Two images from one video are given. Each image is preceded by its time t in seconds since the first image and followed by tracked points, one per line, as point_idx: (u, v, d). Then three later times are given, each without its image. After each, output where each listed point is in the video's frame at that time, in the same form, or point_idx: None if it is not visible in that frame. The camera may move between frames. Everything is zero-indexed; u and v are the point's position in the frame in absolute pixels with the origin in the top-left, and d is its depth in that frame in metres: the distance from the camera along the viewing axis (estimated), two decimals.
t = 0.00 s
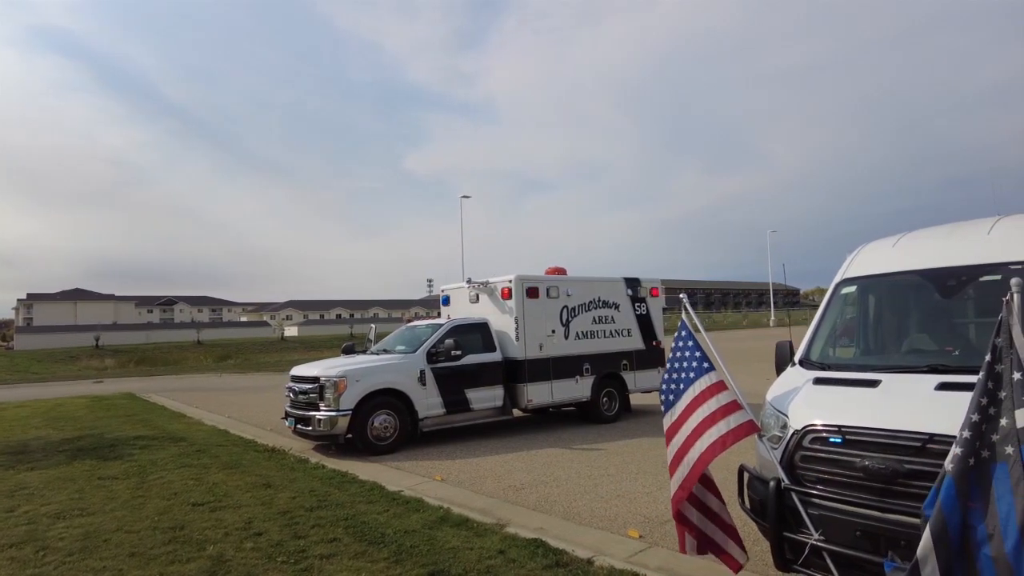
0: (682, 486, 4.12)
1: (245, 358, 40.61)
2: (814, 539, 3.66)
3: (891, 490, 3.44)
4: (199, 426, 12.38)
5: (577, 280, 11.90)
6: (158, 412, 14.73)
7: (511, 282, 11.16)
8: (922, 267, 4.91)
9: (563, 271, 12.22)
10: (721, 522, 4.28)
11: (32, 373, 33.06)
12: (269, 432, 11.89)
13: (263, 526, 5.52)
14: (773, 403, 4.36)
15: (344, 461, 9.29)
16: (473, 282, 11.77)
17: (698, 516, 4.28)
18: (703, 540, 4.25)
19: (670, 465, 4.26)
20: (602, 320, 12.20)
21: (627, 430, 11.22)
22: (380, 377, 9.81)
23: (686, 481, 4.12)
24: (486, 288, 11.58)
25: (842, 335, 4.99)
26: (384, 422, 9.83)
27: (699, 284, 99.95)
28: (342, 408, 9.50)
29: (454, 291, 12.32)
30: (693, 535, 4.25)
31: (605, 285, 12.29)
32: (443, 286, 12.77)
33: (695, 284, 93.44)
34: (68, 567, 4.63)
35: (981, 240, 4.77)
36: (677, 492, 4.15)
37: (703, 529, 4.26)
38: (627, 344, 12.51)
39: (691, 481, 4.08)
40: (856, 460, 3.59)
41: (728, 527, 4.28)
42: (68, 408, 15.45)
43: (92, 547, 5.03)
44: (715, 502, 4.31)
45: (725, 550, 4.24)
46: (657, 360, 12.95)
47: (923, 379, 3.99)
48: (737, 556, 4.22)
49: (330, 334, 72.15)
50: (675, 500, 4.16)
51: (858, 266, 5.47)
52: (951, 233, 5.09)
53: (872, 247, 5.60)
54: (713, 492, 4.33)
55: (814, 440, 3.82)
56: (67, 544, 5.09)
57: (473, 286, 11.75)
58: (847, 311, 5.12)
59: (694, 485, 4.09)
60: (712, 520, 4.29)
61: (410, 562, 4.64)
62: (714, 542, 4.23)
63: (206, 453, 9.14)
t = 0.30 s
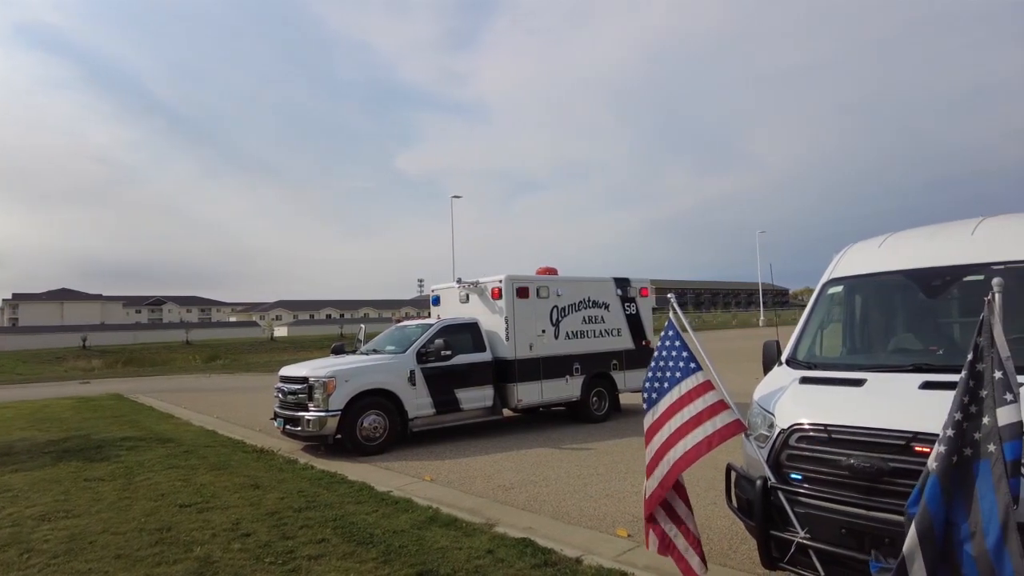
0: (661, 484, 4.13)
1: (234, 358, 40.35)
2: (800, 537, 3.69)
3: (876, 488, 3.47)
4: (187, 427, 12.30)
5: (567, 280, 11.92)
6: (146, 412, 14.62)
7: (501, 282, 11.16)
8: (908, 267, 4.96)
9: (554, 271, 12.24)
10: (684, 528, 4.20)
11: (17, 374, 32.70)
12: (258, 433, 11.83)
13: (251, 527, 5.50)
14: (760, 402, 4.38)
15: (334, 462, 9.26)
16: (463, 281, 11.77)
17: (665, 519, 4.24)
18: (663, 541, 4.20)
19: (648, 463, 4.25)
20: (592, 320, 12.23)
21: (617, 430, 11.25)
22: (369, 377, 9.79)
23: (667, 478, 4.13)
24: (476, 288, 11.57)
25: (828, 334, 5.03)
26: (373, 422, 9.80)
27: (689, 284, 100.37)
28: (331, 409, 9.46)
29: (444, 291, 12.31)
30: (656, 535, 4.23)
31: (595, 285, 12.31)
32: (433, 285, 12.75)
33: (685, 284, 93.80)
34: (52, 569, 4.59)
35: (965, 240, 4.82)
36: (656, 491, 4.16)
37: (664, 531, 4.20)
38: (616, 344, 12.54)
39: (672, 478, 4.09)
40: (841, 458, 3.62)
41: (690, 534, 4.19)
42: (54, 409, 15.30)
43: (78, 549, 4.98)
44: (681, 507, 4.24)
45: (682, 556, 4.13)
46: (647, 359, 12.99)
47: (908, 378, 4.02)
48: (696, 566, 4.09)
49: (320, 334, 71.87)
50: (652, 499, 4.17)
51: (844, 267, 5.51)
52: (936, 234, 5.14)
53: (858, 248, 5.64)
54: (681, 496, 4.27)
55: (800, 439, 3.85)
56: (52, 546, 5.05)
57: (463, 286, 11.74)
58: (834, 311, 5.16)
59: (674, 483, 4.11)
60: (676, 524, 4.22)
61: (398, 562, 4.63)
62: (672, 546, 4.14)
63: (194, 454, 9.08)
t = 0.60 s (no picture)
0: (638, 484, 4.17)
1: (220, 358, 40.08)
2: (783, 534, 3.72)
3: (858, 485, 3.51)
4: (173, 428, 12.20)
5: (555, 280, 11.94)
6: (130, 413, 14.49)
7: (489, 281, 11.16)
8: (890, 267, 5.01)
9: (542, 271, 12.26)
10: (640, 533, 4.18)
11: None
12: (244, 434, 11.76)
13: (237, 528, 5.47)
14: (744, 401, 4.41)
15: (320, 462, 9.22)
16: (450, 281, 11.75)
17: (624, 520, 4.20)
18: (617, 541, 4.18)
19: (625, 459, 4.25)
20: (580, 320, 12.26)
21: (604, 429, 11.28)
22: (356, 377, 9.75)
23: (646, 477, 4.17)
24: (464, 287, 11.56)
25: (812, 334, 5.07)
26: (360, 422, 9.77)
27: (676, 284, 100.85)
28: (318, 409, 9.43)
29: (432, 291, 12.29)
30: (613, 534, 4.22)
31: (582, 285, 12.34)
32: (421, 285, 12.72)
33: (673, 284, 94.25)
34: (33, 573, 4.54)
35: (947, 241, 4.88)
36: (628, 489, 4.19)
37: (619, 531, 4.17)
38: (604, 343, 12.57)
39: (651, 479, 4.14)
40: (824, 456, 3.66)
41: (644, 539, 4.17)
42: (36, 410, 15.12)
43: (59, 551, 4.94)
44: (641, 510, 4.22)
45: (632, 559, 4.11)
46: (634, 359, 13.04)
47: (890, 377, 4.07)
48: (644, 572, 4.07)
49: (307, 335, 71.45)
50: (623, 496, 4.20)
51: (828, 267, 5.56)
52: (919, 234, 5.20)
53: (842, 248, 5.70)
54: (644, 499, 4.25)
55: (783, 437, 3.88)
56: (33, 549, 4.99)
57: (451, 286, 11.73)
58: (818, 311, 5.21)
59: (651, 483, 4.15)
60: (632, 526, 4.19)
61: (384, 562, 4.63)
62: (624, 546, 4.12)
63: (179, 455, 9.02)
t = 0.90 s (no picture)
0: (613, 482, 4.18)
1: (202, 360, 39.71)
2: (764, 532, 3.76)
3: (837, 483, 3.56)
4: (154, 430, 12.08)
5: (540, 280, 11.96)
6: (110, 415, 14.32)
7: (474, 281, 11.16)
8: (869, 268, 5.08)
9: (528, 271, 12.27)
10: (611, 533, 4.17)
11: None
12: (226, 435, 11.67)
13: (218, 530, 5.42)
14: (726, 400, 4.44)
15: (303, 464, 9.17)
16: (435, 281, 11.74)
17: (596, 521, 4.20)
18: (588, 539, 4.19)
19: (603, 457, 4.27)
20: (565, 320, 12.29)
21: (589, 429, 11.31)
22: (340, 378, 9.71)
23: (622, 475, 4.17)
24: (449, 287, 11.55)
25: (792, 334, 5.13)
26: (344, 423, 9.72)
27: (661, 284, 101.39)
28: (301, 410, 9.38)
29: (417, 291, 12.26)
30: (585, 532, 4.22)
31: (567, 285, 12.38)
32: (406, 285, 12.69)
33: (658, 284, 94.73)
34: None
35: (924, 242, 4.95)
36: (604, 487, 4.20)
37: (591, 530, 4.18)
38: (588, 343, 12.61)
39: (627, 477, 4.14)
40: (804, 455, 3.70)
41: (614, 539, 4.16)
42: (14, 412, 14.90)
43: (36, 556, 4.87)
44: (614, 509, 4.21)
45: (601, 558, 4.10)
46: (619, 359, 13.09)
47: (869, 376, 4.12)
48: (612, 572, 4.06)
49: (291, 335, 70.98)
50: (598, 494, 4.22)
51: (809, 267, 5.62)
52: (897, 235, 5.27)
53: (822, 249, 5.76)
54: (618, 498, 4.25)
55: (764, 436, 3.92)
56: (10, 554, 4.92)
57: (436, 286, 11.71)
58: (798, 310, 5.26)
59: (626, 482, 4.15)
60: (604, 525, 4.19)
61: (367, 563, 4.61)
62: (593, 545, 4.12)
63: (160, 457, 8.93)
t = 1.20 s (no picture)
0: (595, 482, 4.19)
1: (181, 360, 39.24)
2: (741, 530, 3.81)
3: (812, 481, 3.60)
4: (131, 432, 11.92)
5: (522, 280, 11.97)
6: (87, 417, 14.11)
7: (456, 282, 11.14)
8: (845, 269, 5.15)
9: (511, 271, 12.28)
10: (593, 533, 4.17)
11: None
12: (205, 437, 11.55)
13: (196, 533, 5.37)
14: (704, 399, 4.48)
15: (283, 465, 9.10)
16: (417, 281, 11.70)
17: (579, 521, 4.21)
18: (571, 540, 4.19)
19: (586, 456, 4.28)
20: (547, 320, 12.32)
21: (571, 429, 11.35)
22: (320, 379, 9.65)
23: (604, 475, 4.18)
24: (431, 287, 11.53)
25: (770, 333, 5.19)
26: (324, 424, 9.66)
27: (643, 284, 101.93)
28: (281, 411, 9.32)
29: (399, 292, 12.22)
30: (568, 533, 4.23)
31: (550, 285, 12.41)
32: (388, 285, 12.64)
33: (640, 284, 95.27)
34: None
35: (899, 243, 5.04)
36: (586, 487, 4.22)
37: (574, 530, 4.19)
38: (570, 343, 12.65)
39: (609, 476, 4.16)
40: (780, 453, 3.74)
41: (596, 540, 4.16)
42: None
43: (8, 561, 4.79)
44: (596, 510, 4.20)
45: (583, 559, 4.11)
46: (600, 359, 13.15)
47: (844, 374, 4.18)
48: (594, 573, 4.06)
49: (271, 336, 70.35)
50: (581, 494, 4.22)
51: (786, 267, 5.69)
52: (872, 236, 5.35)
53: (799, 249, 5.83)
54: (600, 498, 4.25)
55: (741, 435, 3.96)
56: None
57: (418, 286, 11.68)
58: (775, 311, 5.32)
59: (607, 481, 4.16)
60: (586, 525, 4.20)
61: (347, 564, 4.60)
62: (576, 546, 4.13)
63: (137, 459, 8.82)
